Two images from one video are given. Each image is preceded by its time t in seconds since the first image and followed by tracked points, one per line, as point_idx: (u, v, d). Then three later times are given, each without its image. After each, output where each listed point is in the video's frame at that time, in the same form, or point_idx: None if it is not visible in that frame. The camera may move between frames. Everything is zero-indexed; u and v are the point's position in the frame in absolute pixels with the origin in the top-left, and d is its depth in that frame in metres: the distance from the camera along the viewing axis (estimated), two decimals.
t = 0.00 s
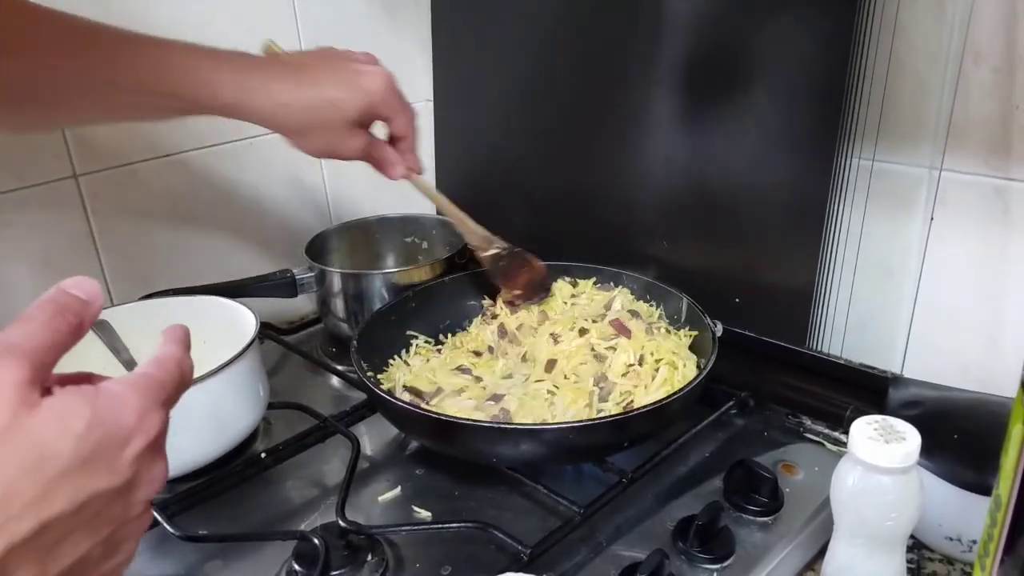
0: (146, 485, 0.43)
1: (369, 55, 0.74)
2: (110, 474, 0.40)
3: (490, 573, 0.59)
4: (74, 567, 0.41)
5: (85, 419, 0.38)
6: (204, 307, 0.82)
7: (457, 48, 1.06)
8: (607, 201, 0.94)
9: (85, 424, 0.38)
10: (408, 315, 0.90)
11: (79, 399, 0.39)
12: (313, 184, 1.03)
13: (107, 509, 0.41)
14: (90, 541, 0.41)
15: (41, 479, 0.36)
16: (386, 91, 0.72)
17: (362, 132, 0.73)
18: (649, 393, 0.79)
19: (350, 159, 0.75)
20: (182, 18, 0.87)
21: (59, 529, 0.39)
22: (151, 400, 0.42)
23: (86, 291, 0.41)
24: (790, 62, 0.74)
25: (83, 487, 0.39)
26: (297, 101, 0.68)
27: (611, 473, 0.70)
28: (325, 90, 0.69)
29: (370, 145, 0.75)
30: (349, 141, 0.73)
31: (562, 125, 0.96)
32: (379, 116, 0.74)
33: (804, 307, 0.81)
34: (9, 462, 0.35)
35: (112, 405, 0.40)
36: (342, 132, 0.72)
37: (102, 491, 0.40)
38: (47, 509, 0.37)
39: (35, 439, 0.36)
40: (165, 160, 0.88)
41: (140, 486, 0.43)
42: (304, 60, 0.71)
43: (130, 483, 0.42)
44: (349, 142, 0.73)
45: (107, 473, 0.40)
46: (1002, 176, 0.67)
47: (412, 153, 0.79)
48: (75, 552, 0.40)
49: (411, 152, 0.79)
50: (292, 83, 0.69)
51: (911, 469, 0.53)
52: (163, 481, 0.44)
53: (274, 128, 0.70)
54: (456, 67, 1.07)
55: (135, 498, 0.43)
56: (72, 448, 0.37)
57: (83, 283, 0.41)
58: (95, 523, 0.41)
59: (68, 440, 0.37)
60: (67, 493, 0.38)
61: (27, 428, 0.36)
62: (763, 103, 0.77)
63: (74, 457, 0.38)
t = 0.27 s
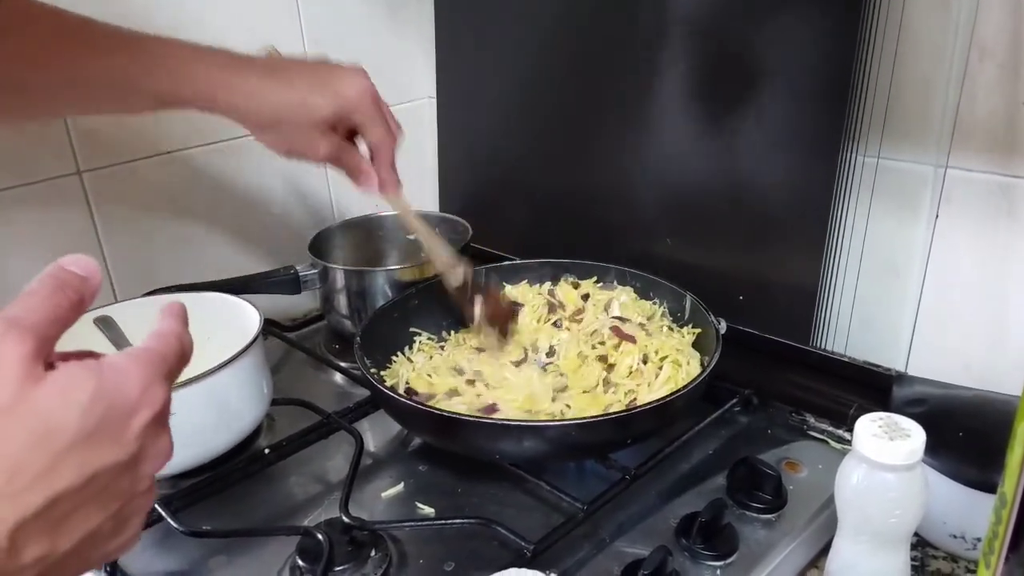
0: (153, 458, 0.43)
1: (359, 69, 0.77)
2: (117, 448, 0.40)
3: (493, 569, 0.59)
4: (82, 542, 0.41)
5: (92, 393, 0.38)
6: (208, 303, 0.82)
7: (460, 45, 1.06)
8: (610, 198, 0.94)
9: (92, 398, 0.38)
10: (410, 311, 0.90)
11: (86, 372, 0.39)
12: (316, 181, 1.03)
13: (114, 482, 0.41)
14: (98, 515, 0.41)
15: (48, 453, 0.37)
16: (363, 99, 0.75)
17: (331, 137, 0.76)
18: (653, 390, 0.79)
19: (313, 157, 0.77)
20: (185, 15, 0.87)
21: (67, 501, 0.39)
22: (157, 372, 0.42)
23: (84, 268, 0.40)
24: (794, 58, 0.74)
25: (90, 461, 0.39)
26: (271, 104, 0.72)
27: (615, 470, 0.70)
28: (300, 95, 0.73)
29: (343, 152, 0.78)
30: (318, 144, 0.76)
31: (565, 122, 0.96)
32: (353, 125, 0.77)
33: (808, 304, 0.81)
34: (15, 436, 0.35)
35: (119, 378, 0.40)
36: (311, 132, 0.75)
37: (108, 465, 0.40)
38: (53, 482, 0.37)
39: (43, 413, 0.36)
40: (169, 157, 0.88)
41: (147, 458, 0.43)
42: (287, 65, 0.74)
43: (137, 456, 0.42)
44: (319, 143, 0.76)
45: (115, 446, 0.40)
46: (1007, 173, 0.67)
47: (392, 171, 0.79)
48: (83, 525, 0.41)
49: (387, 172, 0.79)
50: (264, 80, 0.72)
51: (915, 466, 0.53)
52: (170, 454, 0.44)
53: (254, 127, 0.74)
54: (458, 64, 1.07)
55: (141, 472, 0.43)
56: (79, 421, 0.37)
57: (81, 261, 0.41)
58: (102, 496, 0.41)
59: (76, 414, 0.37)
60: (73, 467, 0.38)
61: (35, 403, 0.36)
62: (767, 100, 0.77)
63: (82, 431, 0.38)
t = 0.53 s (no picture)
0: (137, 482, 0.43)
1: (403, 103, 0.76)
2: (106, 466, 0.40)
3: (494, 566, 0.59)
4: (64, 563, 0.41)
5: (80, 411, 0.38)
6: (209, 301, 0.82)
7: (461, 43, 1.06)
8: (611, 196, 0.94)
9: (81, 416, 0.38)
10: (411, 310, 0.90)
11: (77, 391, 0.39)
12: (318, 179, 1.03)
13: (99, 503, 0.41)
14: (82, 537, 0.41)
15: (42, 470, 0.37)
16: (408, 134, 0.75)
17: (376, 167, 0.75)
18: (654, 387, 0.79)
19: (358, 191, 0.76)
20: (187, 13, 0.87)
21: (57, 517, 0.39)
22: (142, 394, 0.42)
23: (76, 288, 0.41)
24: (796, 56, 0.74)
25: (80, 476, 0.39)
26: (320, 133, 0.71)
27: (616, 468, 0.70)
28: (348, 124, 0.72)
29: (383, 185, 0.76)
30: (363, 175, 0.74)
31: (567, 121, 0.96)
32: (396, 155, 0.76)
33: (808, 303, 0.81)
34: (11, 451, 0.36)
35: (108, 398, 0.40)
36: (356, 166, 0.73)
37: (95, 486, 0.40)
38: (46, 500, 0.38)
39: (33, 432, 0.36)
40: (171, 154, 0.89)
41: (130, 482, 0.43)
42: (339, 98, 0.73)
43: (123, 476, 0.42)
44: (361, 172, 0.74)
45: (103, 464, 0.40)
46: (1008, 172, 0.67)
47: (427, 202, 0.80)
48: (69, 545, 0.41)
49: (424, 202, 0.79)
50: (315, 119, 0.71)
51: (915, 464, 0.53)
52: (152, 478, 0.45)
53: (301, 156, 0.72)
54: (460, 62, 1.07)
55: (127, 493, 0.43)
56: (69, 440, 0.38)
57: (73, 281, 0.41)
58: (87, 517, 0.41)
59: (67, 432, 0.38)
60: (62, 487, 0.38)
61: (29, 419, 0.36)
62: (769, 99, 0.77)
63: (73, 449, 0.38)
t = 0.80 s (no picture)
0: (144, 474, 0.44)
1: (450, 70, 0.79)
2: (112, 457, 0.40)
3: (495, 565, 0.59)
4: (69, 556, 0.42)
5: (87, 402, 0.39)
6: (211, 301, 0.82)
7: (461, 44, 1.06)
8: (611, 196, 0.95)
9: (87, 407, 0.39)
10: (413, 309, 0.91)
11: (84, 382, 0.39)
12: (318, 179, 1.04)
13: (105, 496, 0.42)
14: (86, 530, 0.42)
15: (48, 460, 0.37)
16: (465, 104, 0.77)
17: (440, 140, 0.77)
18: (654, 387, 0.79)
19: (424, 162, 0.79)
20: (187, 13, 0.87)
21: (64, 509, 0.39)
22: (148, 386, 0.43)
23: (86, 281, 0.42)
24: (795, 56, 0.74)
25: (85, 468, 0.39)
26: (390, 111, 0.73)
27: (616, 467, 0.70)
28: (420, 101, 0.74)
29: (449, 154, 0.79)
30: (431, 147, 0.77)
31: (567, 121, 0.96)
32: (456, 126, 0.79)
33: (808, 302, 0.81)
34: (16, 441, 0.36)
35: (114, 389, 0.41)
36: (422, 141, 0.76)
37: (100, 478, 0.40)
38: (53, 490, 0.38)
39: (40, 422, 0.36)
40: (171, 154, 0.89)
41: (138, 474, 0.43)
42: (395, 70, 0.75)
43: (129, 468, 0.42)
44: (428, 147, 0.77)
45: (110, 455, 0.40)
46: (1008, 171, 0.67)
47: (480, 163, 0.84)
48: (75, 537, 0.41)
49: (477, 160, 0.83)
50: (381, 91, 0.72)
51: (914, 462, 0.53)
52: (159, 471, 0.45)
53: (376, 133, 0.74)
54: (460, 62, 1.07)
55: (132, 487, 0.43)
56: (75, 431, 0.38)
57: (83, 273, 0.42)
58: (93, 509, 0.41)
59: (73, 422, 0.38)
60: (67, 478, 0.38)
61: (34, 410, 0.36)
62: (769, 98, 0.77)
63: (79, 440, 0.38)
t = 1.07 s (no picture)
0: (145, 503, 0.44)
1: (406, 64, 0.75)
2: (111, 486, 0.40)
3: (495, 565, 0.59)
4: None
5: (88, 429, 0.39)
6: (212, 302, 0.82)
7: (461, 45, 1.06)
8: (611, 197, 0.95)
9: (87, 433, 0.39)
10: (413, 311, 0.91)
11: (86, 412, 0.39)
12: (319, 180, 1.04)
13: (104, 523, 0.42)
14: (84, 557, 0.42)
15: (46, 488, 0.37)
16: (406, 95, 0.73)
17: (378, 130, 0.74)
18: (654, 389, 0.79)
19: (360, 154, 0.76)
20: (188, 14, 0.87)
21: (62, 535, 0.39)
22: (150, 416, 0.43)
23: (92, 305, 0.42)
24: (794, 57, 0.74)
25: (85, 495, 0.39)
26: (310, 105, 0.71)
27: (616, 468, 0.71)
28: (348, 89, 0.72)
29: (387, 146, 0.75)
30: (365, 137, 0.74)
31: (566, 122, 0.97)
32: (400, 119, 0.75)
33: (807, 303, 0.81)
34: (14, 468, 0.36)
35: (117, 418, 0.41)
36: (355, 129, 0.73)
37: (100, 505, 0.40)
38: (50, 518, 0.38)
39: (39, 449, 0.37)
40: (172, 157, 0.89)
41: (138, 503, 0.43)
42: (333, 61, 0.73)
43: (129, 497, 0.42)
44: (362, 137, 0.74)
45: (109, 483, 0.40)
46: (1007, 173, 0.67)
47: (426, 158, 0.79)
48: (72, 565, 0.41)
49: (422, 160, 0.78)
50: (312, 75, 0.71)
51: (913, 464, 0.53)
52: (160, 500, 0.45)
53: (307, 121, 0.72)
54: (460, 63, 1.08)
55: (132, 514, 0.43)
56: (75, 457, 0.38)
57: (89, 297, 0.42)
58: (91, 537, 0.41)
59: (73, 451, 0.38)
60: (66, 505, 0.38)
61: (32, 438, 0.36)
62: (768, 99, 0.77)
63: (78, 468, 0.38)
